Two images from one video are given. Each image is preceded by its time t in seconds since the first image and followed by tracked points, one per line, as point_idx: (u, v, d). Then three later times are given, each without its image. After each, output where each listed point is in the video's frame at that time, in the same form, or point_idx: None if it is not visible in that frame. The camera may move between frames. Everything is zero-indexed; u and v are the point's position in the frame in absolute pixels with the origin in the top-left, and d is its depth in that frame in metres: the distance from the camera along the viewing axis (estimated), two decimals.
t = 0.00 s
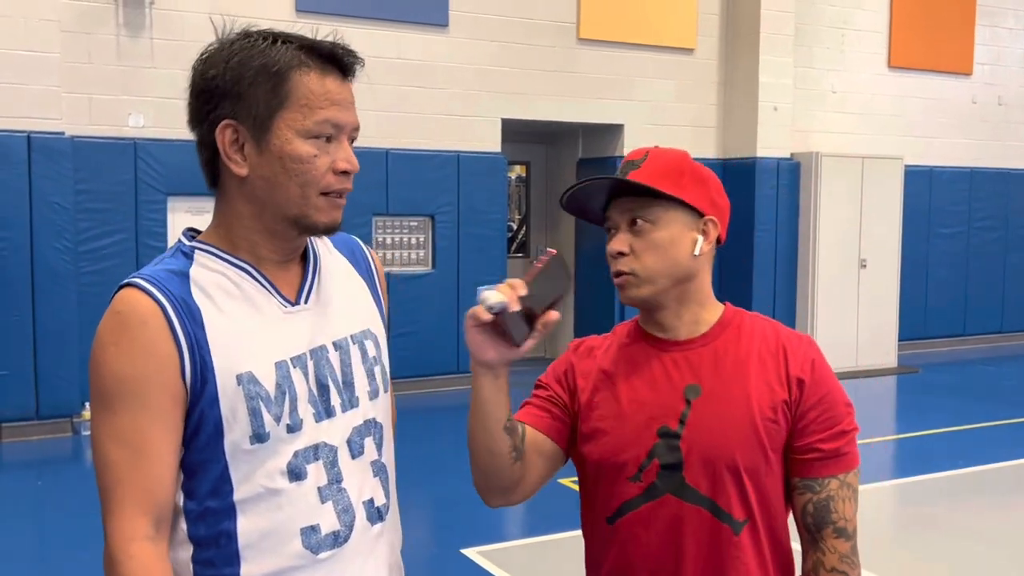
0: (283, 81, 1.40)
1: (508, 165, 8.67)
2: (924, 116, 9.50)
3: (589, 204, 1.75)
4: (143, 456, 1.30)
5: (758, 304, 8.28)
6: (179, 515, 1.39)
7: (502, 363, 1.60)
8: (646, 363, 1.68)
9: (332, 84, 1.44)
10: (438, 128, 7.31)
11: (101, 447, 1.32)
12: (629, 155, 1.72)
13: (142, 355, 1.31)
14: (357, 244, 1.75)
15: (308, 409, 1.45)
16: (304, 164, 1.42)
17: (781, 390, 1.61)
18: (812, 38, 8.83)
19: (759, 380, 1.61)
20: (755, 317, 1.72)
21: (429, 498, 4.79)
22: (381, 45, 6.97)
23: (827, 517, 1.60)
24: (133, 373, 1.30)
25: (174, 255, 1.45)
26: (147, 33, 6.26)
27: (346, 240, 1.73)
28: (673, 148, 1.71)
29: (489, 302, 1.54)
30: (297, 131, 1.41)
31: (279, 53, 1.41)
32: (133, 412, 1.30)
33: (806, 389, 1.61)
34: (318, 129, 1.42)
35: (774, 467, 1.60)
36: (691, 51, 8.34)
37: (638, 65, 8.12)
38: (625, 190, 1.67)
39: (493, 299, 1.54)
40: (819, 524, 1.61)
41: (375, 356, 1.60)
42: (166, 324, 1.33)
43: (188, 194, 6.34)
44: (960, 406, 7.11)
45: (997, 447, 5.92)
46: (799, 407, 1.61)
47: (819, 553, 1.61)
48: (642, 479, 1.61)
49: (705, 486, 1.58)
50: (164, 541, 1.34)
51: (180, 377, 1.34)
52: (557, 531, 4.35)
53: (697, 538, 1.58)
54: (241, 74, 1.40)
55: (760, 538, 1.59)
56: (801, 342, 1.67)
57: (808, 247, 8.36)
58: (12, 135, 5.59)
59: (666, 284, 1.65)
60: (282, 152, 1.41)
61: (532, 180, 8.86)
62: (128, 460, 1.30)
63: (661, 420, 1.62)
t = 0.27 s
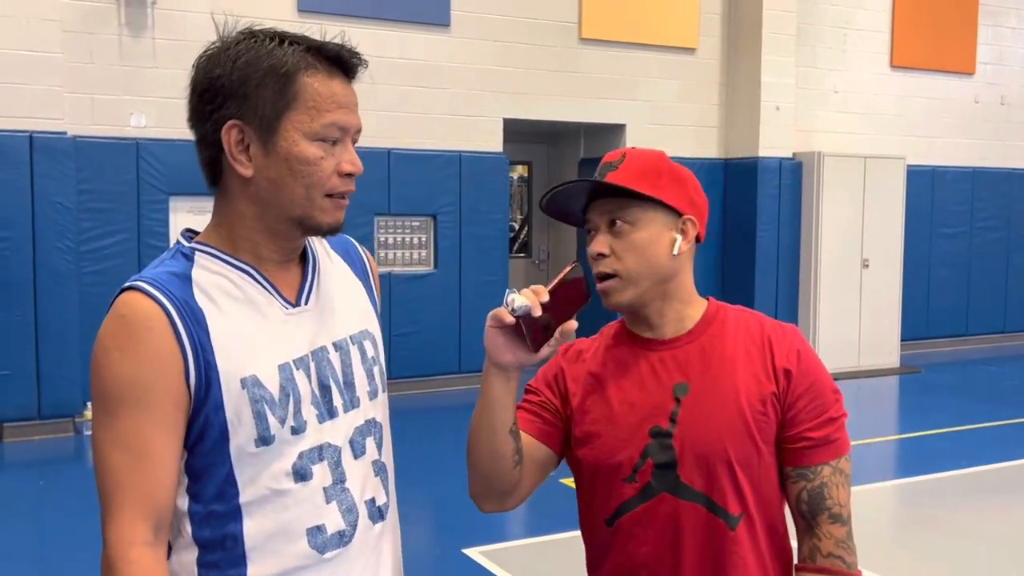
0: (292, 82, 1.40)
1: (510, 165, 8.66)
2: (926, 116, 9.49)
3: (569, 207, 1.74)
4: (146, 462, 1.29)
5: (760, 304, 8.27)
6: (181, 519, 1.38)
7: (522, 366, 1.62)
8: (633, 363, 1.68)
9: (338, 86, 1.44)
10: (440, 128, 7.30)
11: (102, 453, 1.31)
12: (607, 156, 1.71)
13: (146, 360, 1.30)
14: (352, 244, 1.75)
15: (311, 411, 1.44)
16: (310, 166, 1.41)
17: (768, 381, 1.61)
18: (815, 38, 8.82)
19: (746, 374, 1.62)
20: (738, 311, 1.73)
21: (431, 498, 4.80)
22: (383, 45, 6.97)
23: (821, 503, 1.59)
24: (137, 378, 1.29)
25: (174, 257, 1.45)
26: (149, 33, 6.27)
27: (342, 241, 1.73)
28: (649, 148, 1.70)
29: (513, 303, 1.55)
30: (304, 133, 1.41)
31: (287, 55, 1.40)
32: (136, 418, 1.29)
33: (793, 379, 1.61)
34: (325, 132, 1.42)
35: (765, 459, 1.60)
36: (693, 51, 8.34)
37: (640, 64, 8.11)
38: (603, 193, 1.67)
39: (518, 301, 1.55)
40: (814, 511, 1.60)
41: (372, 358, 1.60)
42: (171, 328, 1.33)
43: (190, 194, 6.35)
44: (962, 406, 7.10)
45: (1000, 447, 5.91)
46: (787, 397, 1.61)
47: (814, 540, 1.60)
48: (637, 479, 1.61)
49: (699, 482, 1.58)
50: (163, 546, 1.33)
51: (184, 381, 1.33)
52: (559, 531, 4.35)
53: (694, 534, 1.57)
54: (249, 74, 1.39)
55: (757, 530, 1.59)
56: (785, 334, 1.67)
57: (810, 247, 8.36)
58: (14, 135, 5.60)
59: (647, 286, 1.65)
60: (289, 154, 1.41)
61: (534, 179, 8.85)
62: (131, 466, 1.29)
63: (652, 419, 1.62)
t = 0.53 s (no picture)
0: (294, 84, 1.40)
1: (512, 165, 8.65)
2: (929, 116, 9.48)
3: (565, 209, 1.74)
4: (151, 461, 1.29)
5: (763, 304, 8.25)
6: (185, 518, 1.38)
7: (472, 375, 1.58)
8: (632, 365, 1.67)
9: (340, 88, 1.44)
10: (442, 128, 7.30)
11: (107, 453, 1.31)
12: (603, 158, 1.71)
13: (150, 360, 1.29)
14: (353, 244, 1.75)
15: (314, 411, 1.44)
16: (311, 167, 1.41)
17: (768, 380, 1.62)
18: (817, 37, 8.81)
19: (747, 372, 1.62)
20: (731, 309, 1.73)
21: (433, 498, 4.80)
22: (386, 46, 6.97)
23: (819, 497, 1.61)
24: (141, 378, 1.29)
25: (175, 257, 1.44)
26: (151, 34, 6.27)
27: (342, 240, 1.72)
28: (643, 150, 1.69)
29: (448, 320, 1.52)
30: (305, 135, 1.41)
31: (290, 56, 1.40)
32: (142, 419, 1.29)
33: (792, 377, 1.63)
34: (326, 133, 1.42)
35: (766, 455, 1.61)
36: (695, 51, 8.33)
37: (642, 64, 8.10)
38: (599, 195, 1.67)
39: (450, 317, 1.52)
40: (812, 505, 1.61)
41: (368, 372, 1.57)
42: (175, 328, 1.32)
43: (192, 195, 6.35)
44: (964, 406, 7.08)
45: (1002, 447, 5.90)
46: (785, 395, 1.62)
47: (811, 533, 1.62)
48: (641, 480, 1.60)
49: (704, 480, 1.58)
50: (169, 545, 1.33)
51: (189, 381, 1.32)
52: (561, 532, 4.34)
53: (699, 532, 1.58)
54: (251, 75, 1.38)
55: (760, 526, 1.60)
56: (781, 332, 1.68)
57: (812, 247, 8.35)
58: (17, 135, 5.60)
59: (645, 286, 1.65)
60: (291, 155, 1.40)
61: (536, 179, 8.85)
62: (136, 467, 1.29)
63: (655, 420, 1.61)
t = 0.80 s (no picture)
0: (286, 80, 1.39)
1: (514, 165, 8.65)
2: (931, 115, 9.47)
3: (577, 206, 1.74)
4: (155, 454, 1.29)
5: (765, 304, 8.24)
6: (189, 514, 1.38)
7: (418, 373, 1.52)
8: (641, 363, 1.67)
9: (334, 84, 1.42)
10: (444, 127, 7.30)
11: (112, 448, 1.31)
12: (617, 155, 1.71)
13: (154, 354, 1.29)
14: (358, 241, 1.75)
15: (316, 406, 1.45)
16: (306, 164, 1.40)
17: (778, 382, 1.63)
18: (819, 36, 8.80)
19: (757, 374, 1.63)
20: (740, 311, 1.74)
21: (435, 498, 4.80)
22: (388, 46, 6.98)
23: (828, 498, 1.63)
24: (146, 371, 1.29)
25: (180, 252, 1.44)
26: (154, 34, 6.27)
27: (346, 236, 1.72)
28: (659, 148, 1.69)
29: (374, 352, 1.43)
30: (298, 131, 1.40)
31: (285, 53, 1.40)
32: (147, 412, 1.29)
33: (801, 379, 1.64)
34: (319, 129, 1.40)
35: (774, 457, 1.62)
36: (697, 50, 8.33)
37: (644, 64, 8.10)
38: (612, 192, 1.66)
39: (374, 348, 1.43)
40: (821, 506, 1.63)
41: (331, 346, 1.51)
42: (179, 321, 1.32)
43: (194, 195, 6.34)
44: (967, 406, 7.07)
45: (1005, 446, 5.88)
46: (794, 397, 1.64)
47: (823, 534, 1.63)
48: (649, 479, 1.60)
49: (713, 481, 1.58)
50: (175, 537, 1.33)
51: (193, 375, 1.32)
52: (565, 531, 4.34)
53: (707, 532, 1.58)
54: (243, 74, 1.39)
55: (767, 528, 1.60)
56: (789, 334, 1.70)
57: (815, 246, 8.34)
58: (20, 136, 5.61)
59: (657, 284, 1.65)
60: (285, 152, 1.39)
61: (538, 179, 8.84)
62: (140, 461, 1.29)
63: (664, 419, 1.62)
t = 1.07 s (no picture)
0: (265, 67, 1.41)
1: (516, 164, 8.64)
2: (934, 114, 9.45)
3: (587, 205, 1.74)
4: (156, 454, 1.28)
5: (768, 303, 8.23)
6: (188, 516, 1.37)
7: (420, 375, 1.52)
8: (649, 364, 1.67)
9: (315, 76, 1.42)
10: (446, 127, 7.30)
11: (113, 450, 1.29)
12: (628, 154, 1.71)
13: (151, 353, 1.29)
14: (355, 241, 1.75)
15: (316, 407, 1.45)
16: (272, 150, 1.39)
17: (786, 384, 1.63)
18: (822, 35, 8.79)
19: (765, 375, 1.63)
20: (748, 312, 1.74)
21: (438, 497, 4.80)
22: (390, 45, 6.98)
23: (832, 500, 1.64)
24: (145, 370, 1.28)
25: (177, 253, 1.43)
26: (157, 33, 6.28)
27: (341, 235, 1.73)
28: (670, 148, 1.68)
29: (376, 355, 1.43)
30: (268, 117, 1.40)
31: (268, 42, 1.41)
32: (144, 412, 1.28)
33: (808, 381, 1.64)
34: (289, 115, 1.40)
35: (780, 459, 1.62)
36: (699, 49, 8.32)
37: (646, 63, 8.09)
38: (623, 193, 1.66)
39: (377, 352, 1.42)
40: (825, 507, 1.64)
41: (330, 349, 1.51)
42: (176, 322, 1.32)
43: (196, 194, 6.34)
44: (970, 405, 7.06)
45: (1009, 446, 5.87)
46: (802, 399, 1.64)
47: (825, 536, 1.64)
48: (656, 480, 1.60)
49: (720, 482, 1.58)
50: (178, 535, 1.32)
51: (190, 375, 1.32)
52: (567, 531, 4.34)
53: (714, 534, 1.58)
54: (229, 62, 1.42)
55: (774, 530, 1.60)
56: (797, 336, 1.70)
57: (818, 245, 8.33)
58: (22, 135, 5.62)
59: (667, 286, 1.65)
60: (253, 138, 1.40)
61: (541, 179, 8.84)
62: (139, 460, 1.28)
63: (672, 421, 1.61)
